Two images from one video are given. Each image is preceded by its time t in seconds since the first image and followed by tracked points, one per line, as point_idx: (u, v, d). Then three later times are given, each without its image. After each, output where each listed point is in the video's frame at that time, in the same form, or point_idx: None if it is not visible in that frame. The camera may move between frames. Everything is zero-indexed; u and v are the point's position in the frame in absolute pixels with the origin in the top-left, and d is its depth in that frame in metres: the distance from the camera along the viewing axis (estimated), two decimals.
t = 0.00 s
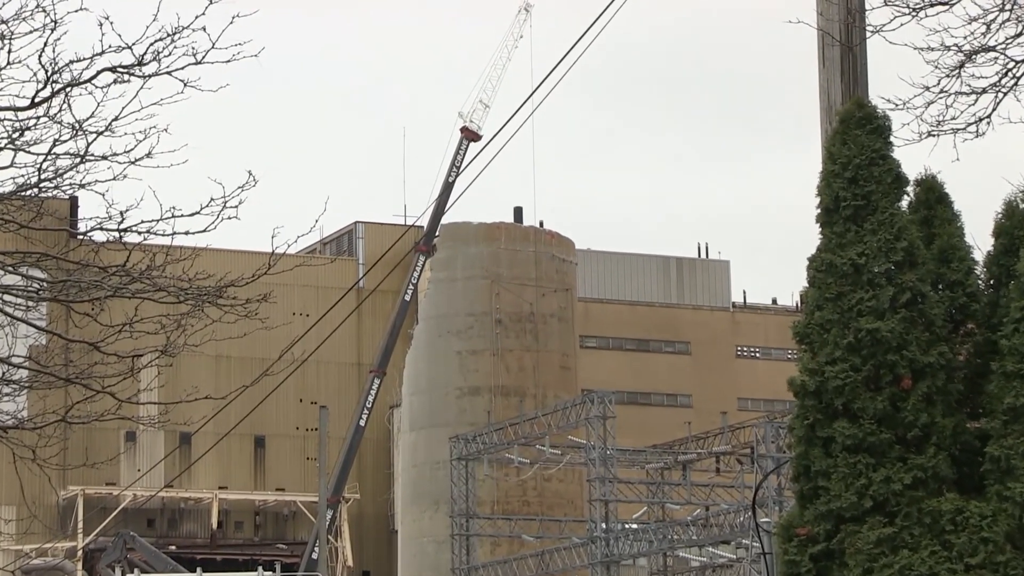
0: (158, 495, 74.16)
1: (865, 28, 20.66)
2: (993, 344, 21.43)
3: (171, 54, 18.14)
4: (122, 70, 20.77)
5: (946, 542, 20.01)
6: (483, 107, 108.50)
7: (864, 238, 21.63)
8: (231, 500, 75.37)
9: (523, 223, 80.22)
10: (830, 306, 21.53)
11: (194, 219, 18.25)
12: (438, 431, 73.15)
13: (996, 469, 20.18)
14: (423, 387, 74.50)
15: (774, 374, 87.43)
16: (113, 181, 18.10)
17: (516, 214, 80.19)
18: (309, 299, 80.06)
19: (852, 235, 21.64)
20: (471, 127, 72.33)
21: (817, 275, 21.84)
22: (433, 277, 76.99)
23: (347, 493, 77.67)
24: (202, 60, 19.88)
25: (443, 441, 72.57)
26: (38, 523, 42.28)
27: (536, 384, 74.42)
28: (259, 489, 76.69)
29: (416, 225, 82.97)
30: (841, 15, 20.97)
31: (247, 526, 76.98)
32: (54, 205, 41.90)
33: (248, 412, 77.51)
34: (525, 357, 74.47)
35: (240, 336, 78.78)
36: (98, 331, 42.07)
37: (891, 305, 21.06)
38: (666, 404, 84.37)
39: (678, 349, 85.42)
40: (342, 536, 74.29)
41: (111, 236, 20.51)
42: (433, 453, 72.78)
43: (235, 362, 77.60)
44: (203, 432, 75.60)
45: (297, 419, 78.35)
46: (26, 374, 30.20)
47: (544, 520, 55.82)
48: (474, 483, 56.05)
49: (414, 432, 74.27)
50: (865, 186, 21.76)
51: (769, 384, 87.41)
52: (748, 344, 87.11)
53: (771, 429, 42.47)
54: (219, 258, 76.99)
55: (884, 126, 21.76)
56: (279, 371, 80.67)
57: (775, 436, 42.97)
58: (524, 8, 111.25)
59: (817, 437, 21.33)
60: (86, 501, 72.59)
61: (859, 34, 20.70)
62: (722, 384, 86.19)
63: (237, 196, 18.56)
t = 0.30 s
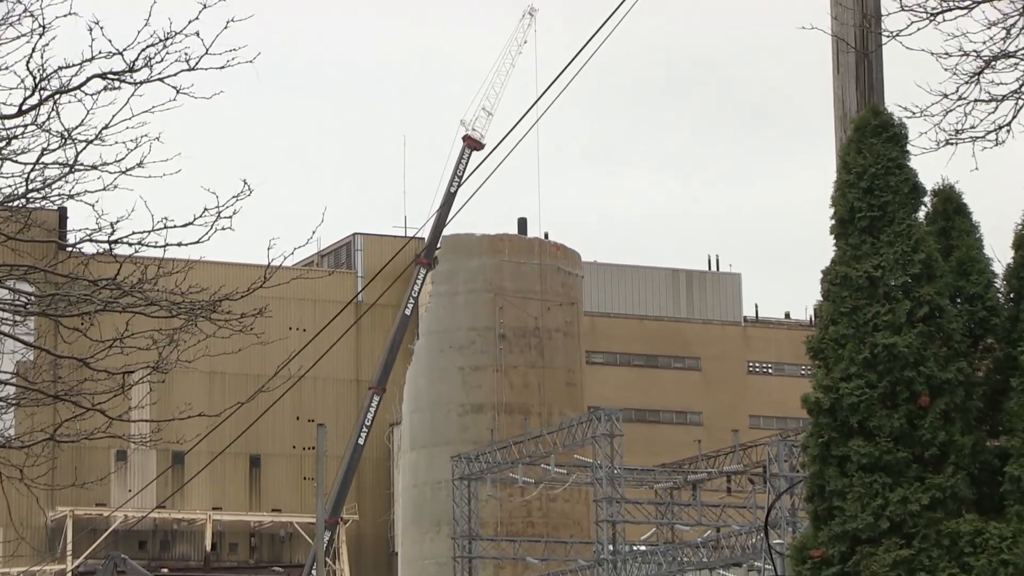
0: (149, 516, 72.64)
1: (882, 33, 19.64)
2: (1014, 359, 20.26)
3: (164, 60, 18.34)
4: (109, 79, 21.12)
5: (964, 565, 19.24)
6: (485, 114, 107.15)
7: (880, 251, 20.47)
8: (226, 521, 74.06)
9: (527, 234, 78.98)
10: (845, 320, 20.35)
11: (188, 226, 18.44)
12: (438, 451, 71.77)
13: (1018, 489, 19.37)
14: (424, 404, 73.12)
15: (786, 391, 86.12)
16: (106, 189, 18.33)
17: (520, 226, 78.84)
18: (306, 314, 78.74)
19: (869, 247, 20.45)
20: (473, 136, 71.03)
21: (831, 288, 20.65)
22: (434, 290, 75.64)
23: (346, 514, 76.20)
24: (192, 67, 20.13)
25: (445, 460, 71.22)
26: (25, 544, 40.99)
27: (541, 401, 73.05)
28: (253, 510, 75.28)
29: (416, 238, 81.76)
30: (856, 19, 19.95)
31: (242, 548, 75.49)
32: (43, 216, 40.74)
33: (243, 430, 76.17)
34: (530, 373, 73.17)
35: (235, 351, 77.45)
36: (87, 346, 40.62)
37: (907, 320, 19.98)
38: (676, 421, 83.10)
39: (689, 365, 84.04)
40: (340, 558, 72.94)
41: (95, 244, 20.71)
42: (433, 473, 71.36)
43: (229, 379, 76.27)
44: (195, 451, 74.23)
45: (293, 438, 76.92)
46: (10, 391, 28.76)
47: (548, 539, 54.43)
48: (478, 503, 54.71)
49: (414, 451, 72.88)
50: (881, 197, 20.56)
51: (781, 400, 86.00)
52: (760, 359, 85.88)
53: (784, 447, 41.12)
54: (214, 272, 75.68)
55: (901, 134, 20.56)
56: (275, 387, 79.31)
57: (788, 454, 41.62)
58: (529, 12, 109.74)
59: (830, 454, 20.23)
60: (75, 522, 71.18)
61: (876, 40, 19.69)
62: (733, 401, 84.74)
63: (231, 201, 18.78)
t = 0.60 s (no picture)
0: (140, 530, 71.42)
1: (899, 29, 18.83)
2: None
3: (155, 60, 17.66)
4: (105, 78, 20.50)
5: None
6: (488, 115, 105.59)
7: (896, 257, 19.35)
8: (220, 536, 72.81)
9: (530, 239, 77.67)
10: (860, 328, 19.27)
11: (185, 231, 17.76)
12: (440, 463, 70.45)
13: None
14: (424, 414, 71.84)
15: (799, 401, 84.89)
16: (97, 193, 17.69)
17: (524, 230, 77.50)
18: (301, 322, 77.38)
19: (883, 253, 19.35)
20: (476, 138, 69.67)
21: (845, 296, 19.55)
22: (435, 297, 74.26)
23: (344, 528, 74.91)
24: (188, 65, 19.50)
25: (445, 472, 69.98)
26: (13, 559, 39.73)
27: (546, 412, 71.65)
28: (248, 524, 73.96)
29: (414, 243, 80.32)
30: (871, 17, 19.13)
31: (236, 564, 74.12)
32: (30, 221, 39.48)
33: (235, 442, 74.35)
34: (534, 382, 71.82)
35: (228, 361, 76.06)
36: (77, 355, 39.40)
37: (923, 328, 18.88)
38: (685, 434, 81.67)
39: (699, 375, 82.78)
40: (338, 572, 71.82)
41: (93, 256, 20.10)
42: (435, 485, 70.04)
43: (223, 389, 74.90)
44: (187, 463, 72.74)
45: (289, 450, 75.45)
46: None
47: (551, 552, 53.17)
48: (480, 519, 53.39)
49: (415, 463, 71.49)
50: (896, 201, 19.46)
51: (792, 410, 84.70)
52: (772, 368, 84.70)
53: (797, 459, 39.85)
54: (205, 279, 74.47)
55: (918, 137, 19.48)
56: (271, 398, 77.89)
57: (801, 466, 40.30)
58: (533, 11, 108.34)
59: (845, 467, 19.15)
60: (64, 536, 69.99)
61: (892, 38, 18.89)
62: (743, 412, 83.55)
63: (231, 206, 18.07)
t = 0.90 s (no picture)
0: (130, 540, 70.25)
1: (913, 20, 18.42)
2: None
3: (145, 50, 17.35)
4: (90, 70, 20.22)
5: None
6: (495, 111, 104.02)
7: (912, 255, 18.32)
8: (212, 545, 71.45)
9: (533, 236, 76.26)
10: (874, 331, 18.24)
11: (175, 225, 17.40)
12: (440, 470, 69.27)
13: None
14: (424, 420, 70.61)
15: (813, 405, 83.19)
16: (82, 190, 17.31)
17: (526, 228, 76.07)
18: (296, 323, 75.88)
19: (899, 251, 18.32)
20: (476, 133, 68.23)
21: (859, 296, 18.55)
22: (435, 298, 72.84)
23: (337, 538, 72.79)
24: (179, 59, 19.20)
25: (445, 479, 68.69)
26: None
27: (549, 416, 70.32)
28: (240, 534, 72.64)
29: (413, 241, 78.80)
30: (887, 7, 18.79)
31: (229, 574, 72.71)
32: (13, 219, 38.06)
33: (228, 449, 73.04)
34: (538, 386, 70.52)
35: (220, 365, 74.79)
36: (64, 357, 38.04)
37: (942, 329, 17.86)
38: (694, 439, 80.42)
39: (708, 379, 81.44)
40: None
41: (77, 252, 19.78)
42: (434, 493, 68.89)
43: (215, 394, 73.65)
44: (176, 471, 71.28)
45: (283, 456, 74.22)
46: None
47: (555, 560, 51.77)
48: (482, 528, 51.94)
49: (413, 470, 70.33)
50: (913, 198, 18.46)
51: (806, 415, 83.11)
52: (783, 372, 82.68)
53: (810, 466, 38.50)
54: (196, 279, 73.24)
55: (936, 130, 18.64)
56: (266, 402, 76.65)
57: (813, 473, 38.98)
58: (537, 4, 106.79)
59: (858, 475, 18.16)
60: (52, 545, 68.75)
61: (906, 27, 18.49)
62: (754, 417, 82.11)
63: (225, 200, 17.70)
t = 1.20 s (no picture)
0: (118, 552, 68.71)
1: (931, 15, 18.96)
2: None
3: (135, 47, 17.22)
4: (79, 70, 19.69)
5: None
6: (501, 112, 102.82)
7: (929, 258, 18.34)
8: (203, 558, 70.07)
9: (536, 237, 75.00)
10: (890, 335, 18.26)
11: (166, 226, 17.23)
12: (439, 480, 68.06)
13: None
14: (423, 428, 69.47)
15: (826, 413, 81.82)
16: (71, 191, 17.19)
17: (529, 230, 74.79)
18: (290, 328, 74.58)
19: (916, 253, 18.34)
20: (477, 132, 67.03)
21: (875, 302, 18.58)
22: (434, 302, 71.47)
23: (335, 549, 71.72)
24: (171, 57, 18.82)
25: (445, 489, 67.55)
26: None
27: (552, 424, 69.04)
28: (233, 545, 71.14)
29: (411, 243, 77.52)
30: (902, 2, 19.29)
31: None
32: None
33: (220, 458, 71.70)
34: (541, 393, 69.19)
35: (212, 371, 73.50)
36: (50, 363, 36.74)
37: (960, 335, 17.87)
38: (703, 448, 78.92)
39: (717, 386, 80.13)
40: None
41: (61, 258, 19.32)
42: (433, 503, 67.63)
43: (206, 401, 72.30)
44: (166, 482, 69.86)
45: (277, 466, 72.93)
46: None
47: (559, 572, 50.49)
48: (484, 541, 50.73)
49: (412, 481, 69.02)
50: (929, 198, 18.52)
51: (818, 423, 81.76)
52: (795, 379, 81.82)
53: (823, 476, 37.18)
54: (187, 282, 72.03)
55: (952, 129, 18.74)
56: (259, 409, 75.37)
57: (826, 484, 37.67)
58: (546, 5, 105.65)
59: (874, 484, 18.17)
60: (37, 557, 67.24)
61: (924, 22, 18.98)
62: (765, 425, 80.79)
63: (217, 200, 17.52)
